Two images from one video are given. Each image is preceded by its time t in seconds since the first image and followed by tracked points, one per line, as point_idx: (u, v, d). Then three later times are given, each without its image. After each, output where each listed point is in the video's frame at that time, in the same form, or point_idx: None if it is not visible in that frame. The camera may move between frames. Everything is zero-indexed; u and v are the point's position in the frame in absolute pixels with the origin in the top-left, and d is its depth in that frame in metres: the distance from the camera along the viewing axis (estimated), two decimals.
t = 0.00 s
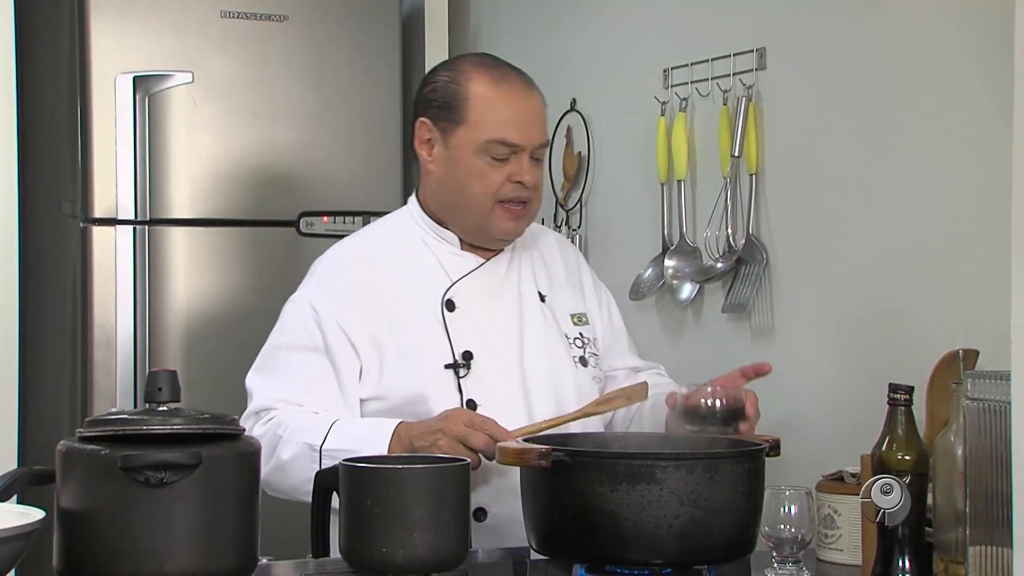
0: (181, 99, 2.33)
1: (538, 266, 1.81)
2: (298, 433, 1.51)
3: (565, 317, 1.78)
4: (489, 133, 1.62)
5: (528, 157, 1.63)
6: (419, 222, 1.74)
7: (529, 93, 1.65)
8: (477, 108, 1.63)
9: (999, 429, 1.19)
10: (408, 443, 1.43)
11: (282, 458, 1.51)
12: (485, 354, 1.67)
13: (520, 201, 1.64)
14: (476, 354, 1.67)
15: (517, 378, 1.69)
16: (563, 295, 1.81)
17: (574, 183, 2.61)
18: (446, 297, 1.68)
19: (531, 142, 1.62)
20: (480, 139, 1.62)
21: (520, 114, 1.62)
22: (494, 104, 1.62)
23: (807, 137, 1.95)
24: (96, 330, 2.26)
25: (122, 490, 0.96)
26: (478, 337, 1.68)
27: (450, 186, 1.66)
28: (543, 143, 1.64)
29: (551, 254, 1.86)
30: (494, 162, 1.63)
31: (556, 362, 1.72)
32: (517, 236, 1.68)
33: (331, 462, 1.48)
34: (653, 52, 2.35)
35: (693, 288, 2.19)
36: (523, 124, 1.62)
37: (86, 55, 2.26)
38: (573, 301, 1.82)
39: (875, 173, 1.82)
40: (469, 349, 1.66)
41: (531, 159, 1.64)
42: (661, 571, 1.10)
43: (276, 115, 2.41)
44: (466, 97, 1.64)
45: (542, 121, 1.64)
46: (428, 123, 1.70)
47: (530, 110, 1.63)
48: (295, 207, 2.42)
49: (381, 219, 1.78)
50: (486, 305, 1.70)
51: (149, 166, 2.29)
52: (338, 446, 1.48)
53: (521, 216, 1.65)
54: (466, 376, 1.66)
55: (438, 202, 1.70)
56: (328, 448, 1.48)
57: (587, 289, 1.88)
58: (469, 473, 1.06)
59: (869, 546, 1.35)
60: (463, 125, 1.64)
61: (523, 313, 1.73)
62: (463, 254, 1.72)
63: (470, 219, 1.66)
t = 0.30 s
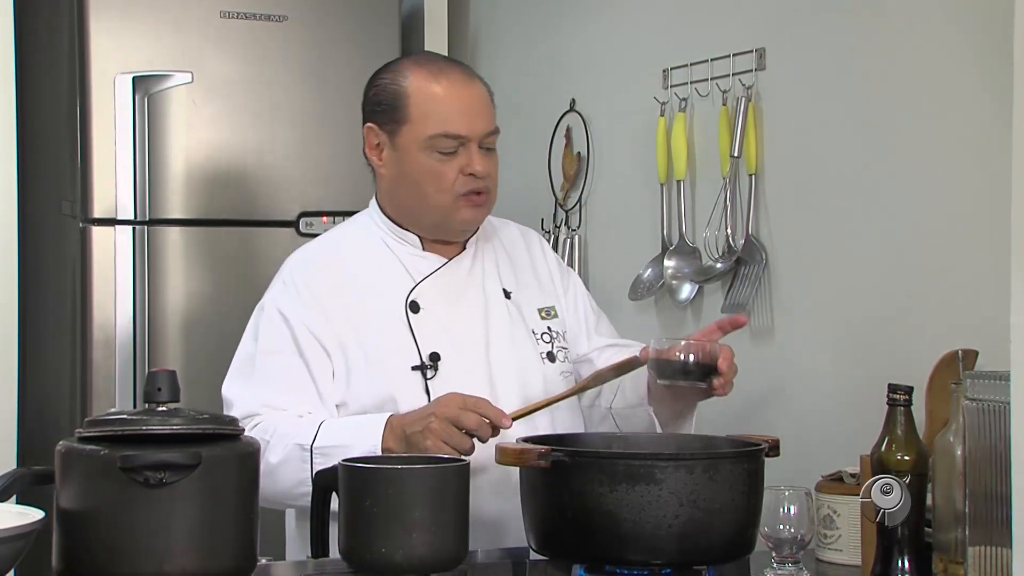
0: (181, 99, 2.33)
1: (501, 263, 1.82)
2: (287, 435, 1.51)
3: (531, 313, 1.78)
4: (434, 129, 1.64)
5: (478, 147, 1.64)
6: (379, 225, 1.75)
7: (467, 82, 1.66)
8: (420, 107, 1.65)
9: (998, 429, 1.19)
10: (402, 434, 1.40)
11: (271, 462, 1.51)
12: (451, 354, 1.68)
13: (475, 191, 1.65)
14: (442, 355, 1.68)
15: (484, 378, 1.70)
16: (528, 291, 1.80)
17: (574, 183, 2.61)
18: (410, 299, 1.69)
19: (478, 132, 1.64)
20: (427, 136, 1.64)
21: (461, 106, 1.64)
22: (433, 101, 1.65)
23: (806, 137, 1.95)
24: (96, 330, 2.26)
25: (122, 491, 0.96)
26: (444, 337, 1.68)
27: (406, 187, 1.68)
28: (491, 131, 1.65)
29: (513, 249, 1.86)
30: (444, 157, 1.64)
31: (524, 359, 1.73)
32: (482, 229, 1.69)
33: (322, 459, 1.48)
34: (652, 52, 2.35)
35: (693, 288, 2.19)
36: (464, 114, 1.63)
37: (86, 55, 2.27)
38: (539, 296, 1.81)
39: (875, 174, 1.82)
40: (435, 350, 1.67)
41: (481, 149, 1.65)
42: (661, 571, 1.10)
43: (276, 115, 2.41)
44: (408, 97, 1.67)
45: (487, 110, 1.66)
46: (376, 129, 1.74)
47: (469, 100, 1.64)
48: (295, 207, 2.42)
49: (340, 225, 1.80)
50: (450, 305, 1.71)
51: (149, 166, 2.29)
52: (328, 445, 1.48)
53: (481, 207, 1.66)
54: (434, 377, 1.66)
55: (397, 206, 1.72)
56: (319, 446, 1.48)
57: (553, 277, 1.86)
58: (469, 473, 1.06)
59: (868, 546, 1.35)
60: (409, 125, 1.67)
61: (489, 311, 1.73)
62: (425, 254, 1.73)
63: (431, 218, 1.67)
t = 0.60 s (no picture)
0: (181, 99, 2.33)
1: (485, 264, 1.81)
2: (292, 437, 1.51)
3: (516, 313, 1.78)
4: (402, 130, 1.64)
5: (447, 144, 1.63)
6: (362, 230, 1.76)
7: (433, 79, 1.65)
8: (387, 109, 1.65)
9: (998, 429, 1.19)
10: (408, 430, 1.40)
11: (278, 465, 1.50)
12: (437, 359, 1.68)
13: (450, 188, 1.64)
14: (428, 359, 1.67)
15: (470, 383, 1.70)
16: (514, 291, 1.80)
17: (574, 183, 2.61)
18: (394, 303, 1.69)
19: (446, 128, 1.63)
20: (396, 137, 1.64)
21: (427, 104, 1.63)
22: (400, 101, 1.64)
23: (806, 137, 1.95)
24: (96, 330, 2.26)
25: (122, 491, 0.96)
26: (428, 341, 1.68)
27: (381, 190, 1.68)
28: (460, 125, 1.64)
29: (497, 248, 1.85)
30: (414, 157, 1.64)
31: (510, 362, 1.73)
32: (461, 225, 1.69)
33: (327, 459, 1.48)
34: (652, 52, 2.35)
35: (692, 288, 2.19)
36: (431, 112, 1.63)
37: (86, 55, 2.26)
38: (525, 295, 1.81)
39: (875, 174, 1.82)
40: (421, 355, 1.67)
41: (452, 145, 1.64)
42: (661, 571, 1.09)
43: (276, 115, 2.41)
44: (374, 101, 1.67)
45: (455, 105, 1.65)
46: (349, 135, 1.74)
47: (435, 97, 1.63)
48: (295, 207, 2.42)
49: (321, 231, 1.80)
50: (434, 308, 1.71)
51: (149, 166, 2.29)
52: (331, 445, 1.48)
53: (457, 203, 1.66)
54: (418, 382, 1.66)
55: (375, 209, 1.72)
56: (324, 446, 1.48)
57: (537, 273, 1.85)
58: (468, 473, 1.06)
59: (868, 546, 1.35)
60: (378, 129, 1.66)
61: (472, 314, 1.73)
62: (408, 257, 1.73)
63: (408, 219, 1.67)
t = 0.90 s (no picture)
0: (181, 99, 2.33)
1: (505, 265, 1.81)
2: (307, 435, 1.51)
3: (535, 316, 1.77)
4: (419, 130, 1.64)
5: (465, 143, 1.63)
6: (382, 231, 1.76)
7: (449, 80, 1.65)
8: (404, 110, 1.66)
9: (999, 429, 1.19)
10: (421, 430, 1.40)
11: (292, 463, 1.50)
12: (452, 362, 1.69)
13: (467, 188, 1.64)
14: (443, 362, 1.68)
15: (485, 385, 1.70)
16: (533, 293, 1.80)
17: (575, 183, 2.61)
18: (411, 305, 1.70)
19: (463, 128, 1.63)
20: (413, 137, 1.64)
21: (444, 105, 1.63)
22: (416, 102, 1.65)
23: (807, 137, 1.95)
24: (96, 330, 2.26)
25: (122, 491, 0.96)
26: (444, 343, 1.69)
27: (399, 190, 1.68)
28: (478, 125, 1.64)
29: (518, 249, 1.85)
30: (431, 157, 1.64)
31: (526, 365, 1.73)
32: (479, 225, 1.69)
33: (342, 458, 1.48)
34: (652, 52, 2.35)
35: (693, 288, 2.19)
36: (448, 112, 1.63)
37: (86, 55, 2.26)
38: (545, 297, 1.80)
39: (875, 175, 1.82)
40: (436, 356, 1.68)
41: (469, 145, 1.64)
42: (661, 571, 1.09)
43: (276, 115, 2.41)
44: (392, 101, 1.68)
45: (472, 105, 1.65)
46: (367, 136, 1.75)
47: (452, 97, 1.63)
48: (295, 207, 2.42)
49: (343, 232, 1.81)
50: (451, 311, 1.71)
51: (150, 166, 2.29)
52: (347, 444, 1.48)
53: (474, 203, 1.65)
54: (434, 383, 1.67)
55: (393, 210, 1.72)
56: (340, 445, 1.48)
57: (559, 275, 1.84)
58: (468, 473, 1.06)
59: (868, 546, 1.35)
60: (395, 130, 1.67)
61: (490, 316, 1.73)
62: (427, 259, 1.73)
63: (426, 219, 1.67)
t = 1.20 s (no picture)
0: (181, 99, 2.32)
1: (534, 265, 1.81)
2: (327, 428, 1.54)
3: (561, 318, 1.77)
4: (448, 129, 1.66)
5: (492, 143, 1.65)
6: (413, 230, 1.77)
7: (479, 80, 1.66)
8: (433, 109, 1.68)
9: (998, 429, 1.19)
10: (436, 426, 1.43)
11: (311, 455, 1.54)
12: (475, 361, 1.69)
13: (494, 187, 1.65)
14: (465, 361, 1.69)
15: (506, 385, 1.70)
16: (561, 296, 1.79)
17: (575, 183, 2.61)
18: (437, 303, 1.70)
19: (491, 128, 1.64)
20: (442, 137, 1.66)
21: (473, 105, 1.65)
22: (446, 102, 1.66)
23: (806, 137, 1.95)
24: (96, 330, 2.26)
25: (122, 491, 0.96)
26: (468, 343, 1.69)
27: (428, 189, 1.70)
28: (507, 125, 1.66)
29: (547, 250, 1.84)
30: (460, 156, 1.66)
31: (549, 366, 1.73)
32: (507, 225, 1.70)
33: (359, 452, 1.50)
34: (652, 52, 2.35)
35: (693, 288, 2.19)
36: (476, 112, 1.64)
37: (86, 56, 2.26)
38: (572, 301, 1.80)
39: (874, 175, 1.82)
40: (458, 355, 1.68)
41: (497, 144, 1.66)
42: (661, 571, 1.09)
43: (276, 115, 2.41)
44: (422, 101, 1.70)
45: (501, 104, 1.66)
46: (399, 135, 1.77)
47: (480, 97, 1.65)
48: (295, 207, 2.42)
49: (375, 228, 1.82)
50: (477, 310, 1.71)
51: (150, 166, 2.29)
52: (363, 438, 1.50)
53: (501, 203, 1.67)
54: (455, 382, 1.68)
55: (422, 209, 1.74)
56: (357, 438, 1.51)
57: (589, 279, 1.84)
58: (468, 473, 1.06)
59: (868, 546, 1.35)
60: (425, 129, 1.69)
61: (516, 316, 1.73)
62: (455, 258, 1.74)
63: (453, 218, 1.69)
